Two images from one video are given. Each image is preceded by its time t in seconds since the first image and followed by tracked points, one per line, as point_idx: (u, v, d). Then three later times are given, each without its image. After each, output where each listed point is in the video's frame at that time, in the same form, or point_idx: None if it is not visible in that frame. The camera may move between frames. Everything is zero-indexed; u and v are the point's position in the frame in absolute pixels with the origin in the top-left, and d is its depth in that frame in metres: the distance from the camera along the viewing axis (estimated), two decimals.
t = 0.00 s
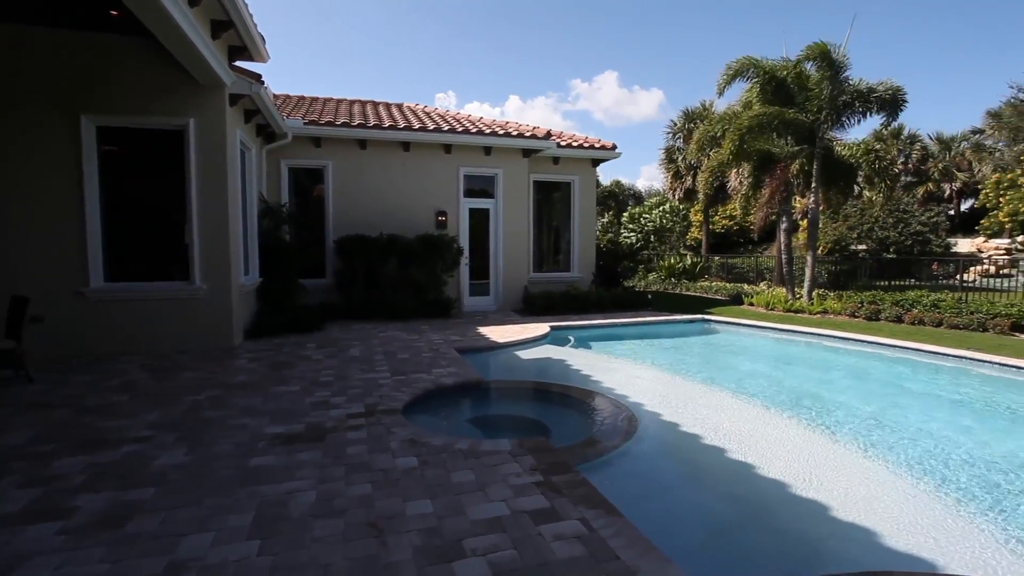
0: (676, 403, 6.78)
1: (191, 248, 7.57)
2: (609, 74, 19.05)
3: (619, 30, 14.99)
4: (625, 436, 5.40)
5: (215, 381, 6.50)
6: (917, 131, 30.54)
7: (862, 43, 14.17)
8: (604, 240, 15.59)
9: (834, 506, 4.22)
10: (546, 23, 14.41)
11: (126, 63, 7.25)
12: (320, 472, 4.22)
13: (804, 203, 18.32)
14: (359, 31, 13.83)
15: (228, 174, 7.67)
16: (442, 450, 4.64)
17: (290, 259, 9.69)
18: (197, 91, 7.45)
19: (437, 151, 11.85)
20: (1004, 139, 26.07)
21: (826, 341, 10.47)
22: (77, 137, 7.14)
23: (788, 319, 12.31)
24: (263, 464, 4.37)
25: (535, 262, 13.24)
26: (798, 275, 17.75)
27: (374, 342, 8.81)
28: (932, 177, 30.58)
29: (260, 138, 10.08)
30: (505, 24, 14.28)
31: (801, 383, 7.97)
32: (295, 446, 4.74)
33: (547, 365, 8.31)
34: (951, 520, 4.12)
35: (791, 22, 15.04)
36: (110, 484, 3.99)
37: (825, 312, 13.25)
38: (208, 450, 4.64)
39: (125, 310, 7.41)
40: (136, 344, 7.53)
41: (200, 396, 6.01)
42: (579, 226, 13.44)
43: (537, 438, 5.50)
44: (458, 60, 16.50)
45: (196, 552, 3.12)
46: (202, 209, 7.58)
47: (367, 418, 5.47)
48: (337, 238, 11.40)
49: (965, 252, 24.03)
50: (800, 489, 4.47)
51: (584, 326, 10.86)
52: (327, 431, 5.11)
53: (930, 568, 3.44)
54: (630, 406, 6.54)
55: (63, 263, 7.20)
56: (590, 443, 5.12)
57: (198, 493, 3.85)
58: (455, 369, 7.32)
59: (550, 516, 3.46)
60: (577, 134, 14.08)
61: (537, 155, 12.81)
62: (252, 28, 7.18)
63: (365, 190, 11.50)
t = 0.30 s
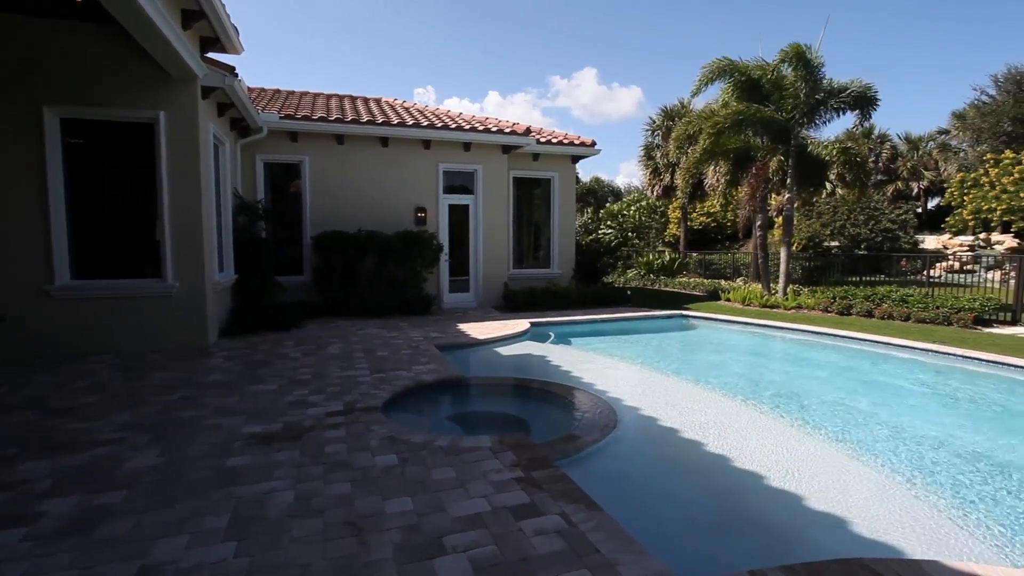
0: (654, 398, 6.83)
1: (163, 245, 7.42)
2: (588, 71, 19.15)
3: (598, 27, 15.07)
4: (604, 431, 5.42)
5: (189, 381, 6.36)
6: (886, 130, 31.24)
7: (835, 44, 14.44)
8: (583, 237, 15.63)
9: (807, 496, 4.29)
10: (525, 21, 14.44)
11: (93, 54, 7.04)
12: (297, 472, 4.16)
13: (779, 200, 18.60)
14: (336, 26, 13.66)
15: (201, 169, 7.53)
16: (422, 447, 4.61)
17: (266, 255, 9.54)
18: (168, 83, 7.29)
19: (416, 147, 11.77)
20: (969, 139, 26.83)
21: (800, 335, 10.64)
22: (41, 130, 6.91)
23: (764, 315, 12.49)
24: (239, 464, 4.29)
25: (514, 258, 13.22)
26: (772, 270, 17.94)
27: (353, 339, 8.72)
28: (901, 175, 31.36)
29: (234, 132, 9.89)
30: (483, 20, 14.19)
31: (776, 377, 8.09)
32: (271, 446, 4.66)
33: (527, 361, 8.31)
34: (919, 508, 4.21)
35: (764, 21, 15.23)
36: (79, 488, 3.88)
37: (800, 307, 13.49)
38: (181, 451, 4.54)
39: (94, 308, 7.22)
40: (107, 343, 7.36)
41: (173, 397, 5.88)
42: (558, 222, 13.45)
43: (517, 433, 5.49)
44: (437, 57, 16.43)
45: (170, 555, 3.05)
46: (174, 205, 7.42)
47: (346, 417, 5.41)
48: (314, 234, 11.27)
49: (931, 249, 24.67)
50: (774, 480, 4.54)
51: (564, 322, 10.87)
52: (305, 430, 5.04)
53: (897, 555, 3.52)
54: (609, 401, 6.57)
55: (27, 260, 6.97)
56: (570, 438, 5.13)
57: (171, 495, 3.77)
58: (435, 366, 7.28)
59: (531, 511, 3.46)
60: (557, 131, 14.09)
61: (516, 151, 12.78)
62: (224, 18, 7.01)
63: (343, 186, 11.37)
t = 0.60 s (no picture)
0: (633, 393, 6.89)
1: (133, 241, 7.25)
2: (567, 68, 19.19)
3: (576, 25, 15.10)
4: (584, 426, 5.45)
5: (161, 381, 6.22)
6: (858, 131, 31.90)
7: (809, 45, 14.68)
8: (562, 235, 15.68)
9: (781, 487, 4.37)
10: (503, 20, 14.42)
11: (57, 44, 6.82)
12: (275, 472, 4.10)
13: (755, 198, 18.88)
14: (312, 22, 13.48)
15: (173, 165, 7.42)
16: (402, 445, 4.58)
17: (242, 252, 9.39)
18: (138, 75, 7.12)
19: (395, 143, 11.67)
20: (936, 139, 27.57)
21: (775, 330, 10.82)
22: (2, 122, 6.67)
23: (741, 310, 12.69)
24: (214, 465, 4.21)
25: (494, 255, 13.20)
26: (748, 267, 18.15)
27: (331, 337, 8.63)
28: (872, 174, 32.11)
29: (207, 126, 9.69)
30: (461, 19, 14.09)
31: (752, 371, 8.21)
32: (248, 446, 4.59)
33: (507, 358, 8.31)
34: (890, 498, 4.31)
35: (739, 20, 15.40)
36: (46, 492, 3.77)
37: (775, 303, 13.74)
38: (154, 453, 4.44)
39: (62, 307, 7.03)
40: (76, 342, 7.17)
41: (145, 397, 5.75)
42: (538, 219, 13.47)
43: (497, 430, 5.49)
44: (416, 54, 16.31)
45: (143, 559, 2.98)
46: (145, 200, 7.27)
47: (324, 415, 5.35)
48: (291, 231, 11.12)
49: (900, 246, 25.29)
50: (750, 472, 4.61)
51: (544, 319, 10.89)
52: (282, 429, 4.97)
53: (869, 542, 3.61)
54: (588, 397, 6.60)
55: None
56: (550, 434, 5.14)
57: (144, 498, 3.69)
58: (414, 364, 7.24)
59: (511, 507, 3.46)
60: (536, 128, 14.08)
61: (496, 148, 12.75)
62: (195, 9, 6.84)
63: (320, 182, 11.23)
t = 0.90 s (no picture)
0: (612, 389, 6.93)
1: (102, 239, 7.07)
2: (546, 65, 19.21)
3: (555, 23, 15.12)
4: (564, 422, 5.47)
5: (133, 382, 6.08)
6: (831, 130, 32.52)
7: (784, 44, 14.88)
8: (542, 232, 15.70)
9: (756, 479, 4.44)
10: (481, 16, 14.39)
11: (18, 33, 6.59)
12: (251, 473, 4.03)
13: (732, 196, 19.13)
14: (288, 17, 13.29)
15: (142, 161, 7.27)
16: (381, 444, 4.54)
17: (216, 249, 9.22)
18: (104, 67, 6.93)
19: (373, 139, 11.57)
20: (904, 139, 28.26)
21: (751, 326, 10.98)
22: None
23: (718, 306, 12.84)
24: (188, 468, 4.13)
25: (474, 253, 13.16)
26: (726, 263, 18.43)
27: (308, 336, 8.52)
28: (843, 172, 32.77)
29: (179, 121, 9.48)
30: (439, 16, 14.01)
31: (728, 366, 8.33)
32: (223, 447, 4.51)
33: (487, 355, 8.30)
34: (862, 488, 4.40)
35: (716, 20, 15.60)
36: (12, 498, 3.66)
37: (751, 299, 13.95)
38: (126, 456, 4.34)
39: (26, 307, 6.81)
40: (42, 343, 6.97)
41: (116, 399, 5.61)
42: (518, 216, 13.46)
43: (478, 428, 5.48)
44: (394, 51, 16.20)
45: (113, 565, 2.91)
46: (113, 196, 7.10)
47: (302, 415, 5.28)
48: (266, 228, 10.95)
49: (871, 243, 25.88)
50: (726, 465, 4.68)
51: (525, 316, 10.89)
52: (259, 429, 4.89)
53: (841, 532, 3.69)
54: (568, 393, 6.63)
55: None
56: (530, 431, 5.14)
57: (114, 503, 3.60)
58: (394, 362, 7.18)
59: (491, 504, 3.45)
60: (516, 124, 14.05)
61: (475, 144, 12.69)
62: None
63: (296, 178, 11.07)
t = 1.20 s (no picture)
0: (591, 385, 6.97)
1: (69, 237, 6.88)
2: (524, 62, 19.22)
3: (533, 22, 15.13)
4: (543, 419, 5.48)
5: (103, 384, 5.93)
6: (804, 129, 33.10)
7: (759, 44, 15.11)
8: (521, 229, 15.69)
9: (733, 472, 4.51)
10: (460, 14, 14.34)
11: None
12: (227, 474, 3.97)
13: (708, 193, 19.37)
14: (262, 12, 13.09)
15: (111, 156, 7.11)
16: (360, 443, 4.50)
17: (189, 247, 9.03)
18: (69, 59, 6.73)
19: (350, 135, 11.44)
20: (874, 139, 28.93)
21: (727, 322, 11.14)
22: None
23: (695, 303, 13.00)
24: (162, 470, 4.05)
25: (453, 250, 13.11)
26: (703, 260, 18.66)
27: (285, 335, 8.40)
28: (816, 171, 33.38)
29: (149, 115, 9.26)
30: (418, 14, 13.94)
31: (704, 361, 8.44)
32: (197, 449, 4.43)
33: (466, 353, 8.28)
34: (834, 479, 4.50)
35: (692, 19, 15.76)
36: None
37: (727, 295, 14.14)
38: (96, 460, 4.23)
39: None
40: (6, 345, 6.75)
41: (85, 402, 5.46)
42: (497, 214, 13.44)
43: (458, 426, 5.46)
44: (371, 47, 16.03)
45: (83, 571, 2.84)
46: (80, 192, 6.91)
47: (279, 415, 5.21)
48: (241, 225, 10.77)
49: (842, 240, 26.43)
50: (703, 459, 4.74)
51: (504, 313, 10.88)
52: (235, 430, 4.81)
53: (814, 522, 3.76)
54: (548, 390, 6.65)
55: None
56: (510, 428, 5.14)
57: (84, 508, 3.51)
58: (372, 360, 7.12)
59: (471, 502, 3.44)
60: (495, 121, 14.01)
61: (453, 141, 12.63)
62: None
63: (271, 175, 10.91)
